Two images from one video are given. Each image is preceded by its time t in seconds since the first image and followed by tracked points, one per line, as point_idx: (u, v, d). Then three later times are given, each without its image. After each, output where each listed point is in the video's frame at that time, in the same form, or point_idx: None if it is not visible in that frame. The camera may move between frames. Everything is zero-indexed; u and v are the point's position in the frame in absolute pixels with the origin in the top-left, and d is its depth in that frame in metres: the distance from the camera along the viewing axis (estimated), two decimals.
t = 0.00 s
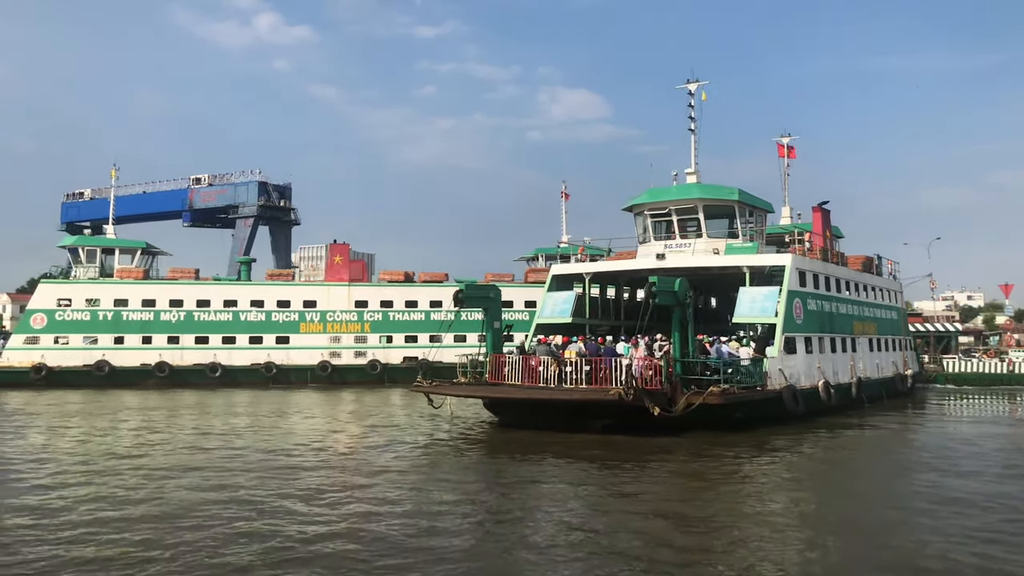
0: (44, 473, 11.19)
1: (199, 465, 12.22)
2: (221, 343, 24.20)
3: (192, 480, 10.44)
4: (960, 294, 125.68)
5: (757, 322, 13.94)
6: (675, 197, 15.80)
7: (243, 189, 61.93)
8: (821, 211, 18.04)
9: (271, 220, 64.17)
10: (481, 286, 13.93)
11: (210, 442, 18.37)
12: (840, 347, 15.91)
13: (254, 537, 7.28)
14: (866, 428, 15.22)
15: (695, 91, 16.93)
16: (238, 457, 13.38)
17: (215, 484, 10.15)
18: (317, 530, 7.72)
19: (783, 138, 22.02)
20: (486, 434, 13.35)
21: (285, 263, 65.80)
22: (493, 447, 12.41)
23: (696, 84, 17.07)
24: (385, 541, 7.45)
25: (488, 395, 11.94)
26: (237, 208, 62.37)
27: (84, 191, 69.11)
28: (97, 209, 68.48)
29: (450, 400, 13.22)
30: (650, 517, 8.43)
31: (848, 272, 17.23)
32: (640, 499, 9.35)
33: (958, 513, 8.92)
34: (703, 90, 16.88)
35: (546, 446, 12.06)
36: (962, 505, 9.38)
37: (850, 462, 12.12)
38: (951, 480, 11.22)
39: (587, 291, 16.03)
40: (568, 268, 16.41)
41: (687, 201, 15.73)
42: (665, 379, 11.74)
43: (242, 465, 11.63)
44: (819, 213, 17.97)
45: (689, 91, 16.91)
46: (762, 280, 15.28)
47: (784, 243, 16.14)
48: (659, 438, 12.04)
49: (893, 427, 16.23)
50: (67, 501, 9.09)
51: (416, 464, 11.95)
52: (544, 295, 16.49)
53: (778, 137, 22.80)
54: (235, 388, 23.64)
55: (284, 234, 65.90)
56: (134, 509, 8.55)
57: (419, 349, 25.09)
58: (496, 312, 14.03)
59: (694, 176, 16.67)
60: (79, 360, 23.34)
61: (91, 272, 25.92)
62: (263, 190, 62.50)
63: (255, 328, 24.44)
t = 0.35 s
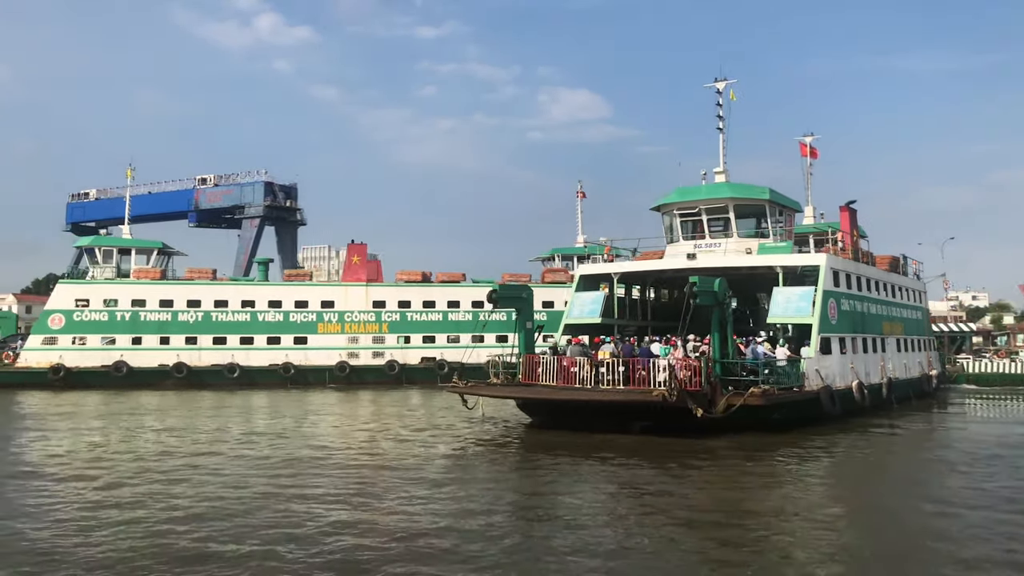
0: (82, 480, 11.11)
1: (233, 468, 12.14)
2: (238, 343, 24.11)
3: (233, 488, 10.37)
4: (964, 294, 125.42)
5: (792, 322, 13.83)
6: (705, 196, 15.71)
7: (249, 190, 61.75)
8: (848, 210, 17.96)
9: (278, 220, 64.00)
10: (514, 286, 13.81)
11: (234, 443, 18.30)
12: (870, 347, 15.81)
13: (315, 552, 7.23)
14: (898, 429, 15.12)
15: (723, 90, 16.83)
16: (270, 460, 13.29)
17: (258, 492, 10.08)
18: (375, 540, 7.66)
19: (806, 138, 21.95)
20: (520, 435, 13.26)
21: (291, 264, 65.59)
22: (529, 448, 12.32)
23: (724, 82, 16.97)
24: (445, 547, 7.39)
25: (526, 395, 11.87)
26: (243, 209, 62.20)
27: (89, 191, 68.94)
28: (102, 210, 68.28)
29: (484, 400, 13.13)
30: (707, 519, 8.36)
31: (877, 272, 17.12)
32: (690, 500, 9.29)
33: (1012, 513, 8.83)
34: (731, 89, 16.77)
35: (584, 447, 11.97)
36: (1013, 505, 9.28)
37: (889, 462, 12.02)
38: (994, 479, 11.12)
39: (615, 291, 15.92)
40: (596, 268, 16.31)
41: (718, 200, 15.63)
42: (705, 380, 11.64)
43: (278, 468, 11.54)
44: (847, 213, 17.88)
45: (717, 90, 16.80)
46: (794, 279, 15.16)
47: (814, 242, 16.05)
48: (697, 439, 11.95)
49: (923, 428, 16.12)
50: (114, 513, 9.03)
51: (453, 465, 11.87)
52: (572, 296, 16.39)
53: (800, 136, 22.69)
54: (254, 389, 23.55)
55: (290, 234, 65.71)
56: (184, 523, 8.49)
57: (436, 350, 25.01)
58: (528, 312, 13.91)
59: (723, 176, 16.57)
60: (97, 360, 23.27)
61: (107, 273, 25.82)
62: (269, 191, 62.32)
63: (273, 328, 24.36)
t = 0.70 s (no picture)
0: (115, 484, 11.01)
1: (264, 470, 12.06)
2: (255, 344, 24.01)
3: (271, 492, 10.27)
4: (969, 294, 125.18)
5: (824, 323, 13.72)
6: (734, 195, 15.61)
7: (254, 190, 61.57)
8: (873, 210, 17.87)
9: (283, 221, 63.80)
10: (544, 286, 13.71)
11: (255, 444, 18.20)
12: (899, 348, 15.70)
13: (371, 556, 7.12)
14: (929, 430, 15.02)
15: (749, 88, 16.73)
16: (299, 462, 13.19)
17: (297, 496, 9.98)
18: (429, 544, 7.56)
19: (826, 137, 21.86)
20: (551, 436, 13.17)
21: (296, 264, 65.39)
22: (562, 450, 12.23)
23: (751, 80, 16.87)
24: (502, 550, 7.29)
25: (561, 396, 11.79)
26: (249, 209, 62.03)
27: (94, 192, 68.76)
28: (107, 211, 68.15)
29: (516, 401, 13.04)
30: (758, 519, 8.27)
31: (904, 272, 17.01)
32: (737, 502, 9.18)
33: None
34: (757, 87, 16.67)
35: (618, 448, 11.88)
36: None
37: (926, 462, 11.91)
38: None
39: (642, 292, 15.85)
40: (623, 268, 16.23)
41: (747, 199, 15.53)
42: (742, 380, 11.56)
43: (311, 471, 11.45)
44: (872, 213, 17.80)
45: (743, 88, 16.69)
46: (824, 279, 15.06)
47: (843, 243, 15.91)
48: (733, 440, 11.86)
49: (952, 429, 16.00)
50: (156, 518, 8.93)
51: (486, 466, 11.78)
52: (598, 295, 16.30)
53: (821, 135, 22.54)
54: (270, 390, 23.44)
55: (295, 235, 65.50)
56: (230, 528, 8.39)
57: (453, 350, 24.94)
58: (558, 312, 13.82)
59: (750, 175, 16.48)
60: (113, 361, 23.20)
61: (121, 273, 25.72)
62: (275, 191, 62.13)
63: (289, 329, 24.26)
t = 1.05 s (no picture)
0: (155, 486, 10.93)
1: (300, 472, 11.96)
2: (273, 345, 23.92)
3: (314, 494, 10.19)
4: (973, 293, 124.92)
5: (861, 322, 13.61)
6: (765, 194, 15.52)
7: (261, 190, 61.41)
8: (901, 208, 17.75)
9: (289, 220, 63.62)
10: (577, 286, 13.61)
11: (278, 445, 18.08)
12: (931, 347, 15.59)
13: (436, 559, 7.02)
14: (962, 430, 14.92)
15: (777, 86, 16.62)
16: (333, 463, 13.09)
17: (342, 498, 9.88)
18: (490, 546, 7.46)
19: (848, 135, 21.75)
20: (586, 437, 13.08)
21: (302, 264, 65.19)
22: (600, 451, 12.13)
23: (779, 78, 16.76)
24: (566, 552, 7.19)
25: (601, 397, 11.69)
26: (255, 209, 61.87)
27: (99, 192, 68.57)
28: (111, 211, 67.96)
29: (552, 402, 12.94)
30: (815, 521, 8.18)
31: (934, 271, 16.89)
32: (791, 503, 9.07)
33: None
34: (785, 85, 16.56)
35: (658, 450, 11.78)
36: None
37: (968, 462, 11.81)
38: None
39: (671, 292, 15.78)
40: (652, 267, 16.14)
41: (778, 198, 15.43)
42: (784, 381, 11.46)
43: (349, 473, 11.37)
44: (900, 211, 17.68)
45: (772, 87, 16.58)
46: (856, 278, 14.95)
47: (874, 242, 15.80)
48: (774, 441, 11.77)
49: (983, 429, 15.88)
50: (205, 520, 8.84)
51: (525, 467, 11.68)
52: (626, 295, 16.20)
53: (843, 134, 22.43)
54: (289, 390, 23.33)
55: (301, 234, 65.31)
56: (283, 530, 8.29)
57: (471, 350, 24.85)
58: (591, 312, 13.72)
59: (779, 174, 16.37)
60: (132, 362, 23.11)
61: (138, 274, 25.63)
62: (281, 191, 61.96)
63: (307, 329, 24.17)
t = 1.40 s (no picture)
0: (191, 488, 10.84)
1: (333, 472, 11.87)
2: (290, 345, 23.84)
3: (353, 495, 10.09)
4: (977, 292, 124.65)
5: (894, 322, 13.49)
6: (793, 193, 15.44)
7: (267, 191, 61.29)
8: (926, 207, 17.66)
9: (295, 221, 63.46)
10: (608, 286, 13.51)
11: (298, 446, 17.99)
12: (960, 347, 15.49)
13: (494, 561, 6.93)
14: (993, 429, 14.82)
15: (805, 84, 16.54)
16: (364, 464, 13.00)
17: (383, 498, 9.80)
18: (545, 547, 7.38)
19: (869, 134, 21.65)
20: (619, 437, 12.97)
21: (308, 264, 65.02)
22: (635, 452, 12.02)
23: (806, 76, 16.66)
24: (623, 554, 7.11)
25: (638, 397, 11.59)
26: (261, 210, 61.74)
27: (104, 193, 68.44)
28: (116, 212, 67.83)
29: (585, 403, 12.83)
30: (868, 523, 8.10)
31: (961, 270, 16.79)
32: (840, 504, 8.97)
33: None
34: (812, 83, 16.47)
35: (695, 450, 11.68)
36: None
37: (1008, 463, 11.71)
38: None
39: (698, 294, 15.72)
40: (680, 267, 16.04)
41: (807, 197, 15.35)
42: (824, 380, 11.38)
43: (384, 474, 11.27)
44: (926, 210, 17.59)
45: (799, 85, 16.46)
46: (887, 277, 14.86)
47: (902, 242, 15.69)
48: (812, 441, 11.68)
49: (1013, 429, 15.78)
50: (249, 521, 8.76)
51: (562, 468, 11.59)
52: (653, 294, 16.10)
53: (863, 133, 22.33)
54: (307, 391, 23.23)
55: (307, 234, 65.15)
56: (330, 531, 8.19)
57: (489, 350, 24.76)
58: (622, 312, 13.63)
59: (807, 172, 16.29)
60: (149, 362, 23.03)
61: (154, 274, 25.55)
62: (287, 191, 61.81)
63: (324, 330, 24.09)
